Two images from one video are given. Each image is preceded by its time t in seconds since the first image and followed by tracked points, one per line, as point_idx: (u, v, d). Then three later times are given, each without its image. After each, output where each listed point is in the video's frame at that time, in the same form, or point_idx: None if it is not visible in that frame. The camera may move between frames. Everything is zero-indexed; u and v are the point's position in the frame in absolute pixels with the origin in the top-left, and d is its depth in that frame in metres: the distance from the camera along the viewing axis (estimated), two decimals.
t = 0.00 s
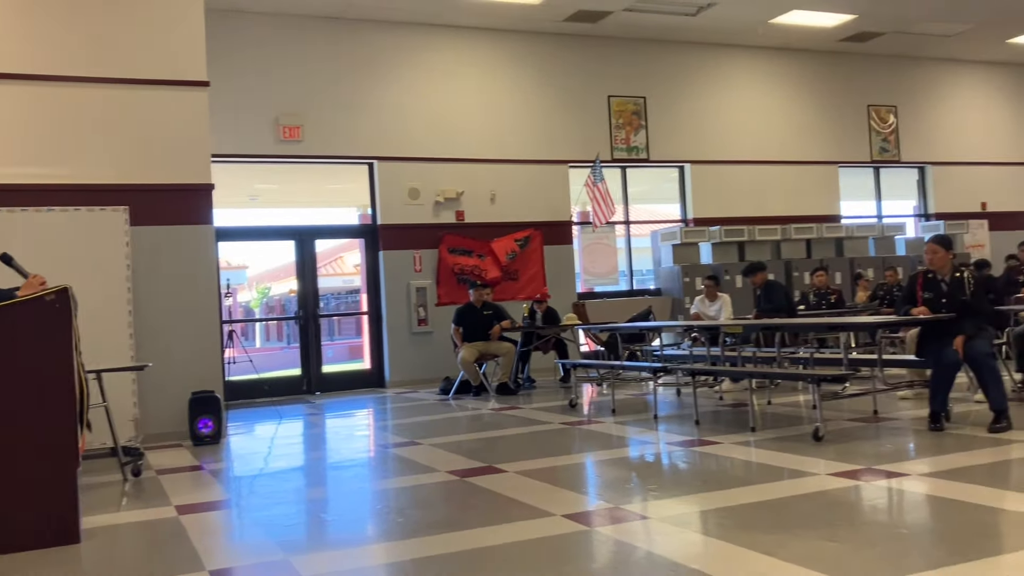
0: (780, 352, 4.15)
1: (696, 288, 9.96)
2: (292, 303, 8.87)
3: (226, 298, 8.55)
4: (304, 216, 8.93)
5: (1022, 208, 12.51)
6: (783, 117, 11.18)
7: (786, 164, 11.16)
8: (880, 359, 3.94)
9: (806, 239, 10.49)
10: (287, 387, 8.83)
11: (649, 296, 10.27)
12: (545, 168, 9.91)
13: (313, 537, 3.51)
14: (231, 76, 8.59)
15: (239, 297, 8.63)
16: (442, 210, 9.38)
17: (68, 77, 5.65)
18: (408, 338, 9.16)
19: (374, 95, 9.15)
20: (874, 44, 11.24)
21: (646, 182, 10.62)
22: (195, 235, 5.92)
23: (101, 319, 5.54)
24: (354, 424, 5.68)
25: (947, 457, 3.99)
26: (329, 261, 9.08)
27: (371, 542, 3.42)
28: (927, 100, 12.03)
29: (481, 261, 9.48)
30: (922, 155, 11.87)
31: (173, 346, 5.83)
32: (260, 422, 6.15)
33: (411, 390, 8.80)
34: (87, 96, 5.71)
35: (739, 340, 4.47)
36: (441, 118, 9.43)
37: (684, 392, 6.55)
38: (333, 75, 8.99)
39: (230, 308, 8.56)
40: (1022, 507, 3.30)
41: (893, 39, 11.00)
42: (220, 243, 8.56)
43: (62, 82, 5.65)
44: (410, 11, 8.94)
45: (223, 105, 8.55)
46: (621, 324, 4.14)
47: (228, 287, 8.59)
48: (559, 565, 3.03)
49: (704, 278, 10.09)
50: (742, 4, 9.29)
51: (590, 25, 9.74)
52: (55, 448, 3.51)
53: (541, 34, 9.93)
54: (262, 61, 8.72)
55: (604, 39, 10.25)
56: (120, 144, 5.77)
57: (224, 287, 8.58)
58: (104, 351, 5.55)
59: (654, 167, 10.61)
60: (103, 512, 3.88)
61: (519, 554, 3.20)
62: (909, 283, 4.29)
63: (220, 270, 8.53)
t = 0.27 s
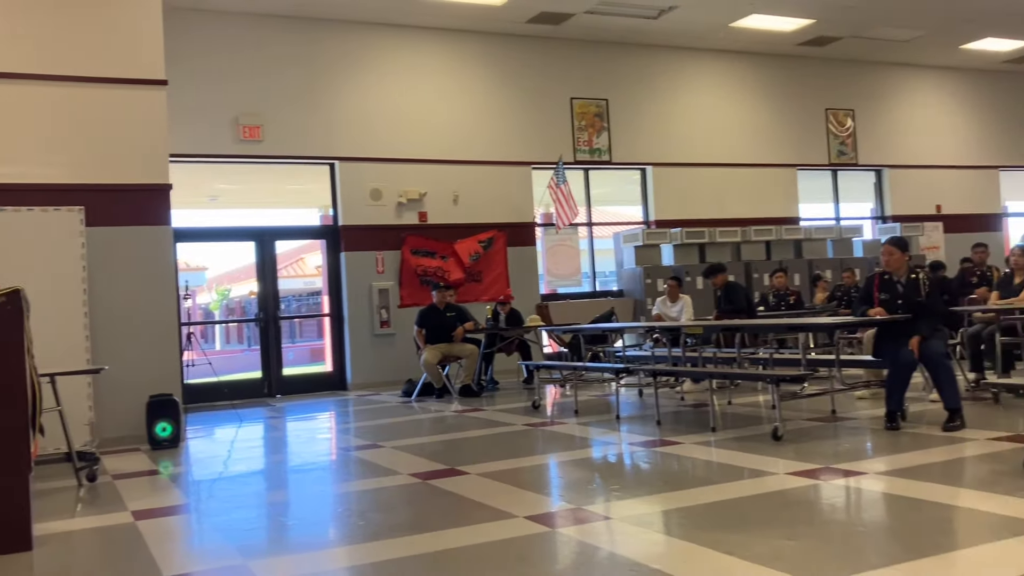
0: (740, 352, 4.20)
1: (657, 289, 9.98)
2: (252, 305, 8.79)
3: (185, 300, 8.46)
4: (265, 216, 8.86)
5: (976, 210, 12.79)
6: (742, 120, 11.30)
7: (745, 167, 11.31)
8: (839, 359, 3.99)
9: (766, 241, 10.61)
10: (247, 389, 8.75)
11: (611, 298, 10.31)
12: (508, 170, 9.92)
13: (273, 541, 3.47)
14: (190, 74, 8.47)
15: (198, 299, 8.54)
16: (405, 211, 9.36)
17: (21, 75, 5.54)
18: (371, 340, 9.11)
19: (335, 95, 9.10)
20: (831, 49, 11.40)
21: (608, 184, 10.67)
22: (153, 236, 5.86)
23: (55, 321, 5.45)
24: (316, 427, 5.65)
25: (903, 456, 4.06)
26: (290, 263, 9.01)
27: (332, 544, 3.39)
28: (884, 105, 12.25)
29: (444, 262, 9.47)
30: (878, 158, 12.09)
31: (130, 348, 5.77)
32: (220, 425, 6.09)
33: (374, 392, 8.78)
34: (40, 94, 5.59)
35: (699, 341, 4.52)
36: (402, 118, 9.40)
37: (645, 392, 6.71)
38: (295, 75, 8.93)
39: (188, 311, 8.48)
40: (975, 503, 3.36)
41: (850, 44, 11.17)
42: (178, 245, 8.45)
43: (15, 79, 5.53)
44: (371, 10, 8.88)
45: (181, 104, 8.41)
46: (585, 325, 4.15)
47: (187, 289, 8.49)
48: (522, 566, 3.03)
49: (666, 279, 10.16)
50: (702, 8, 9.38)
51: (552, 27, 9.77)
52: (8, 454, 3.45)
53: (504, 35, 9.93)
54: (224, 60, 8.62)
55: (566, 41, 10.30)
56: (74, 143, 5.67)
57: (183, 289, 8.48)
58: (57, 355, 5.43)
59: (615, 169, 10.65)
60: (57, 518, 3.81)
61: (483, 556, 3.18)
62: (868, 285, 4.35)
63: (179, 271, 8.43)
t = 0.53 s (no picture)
0: (707, 353, 4.22)
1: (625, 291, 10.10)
2: (218, 307, 8.69)
3: (149, 302, 8.34)
4: (230, 215, 8.78)
5: (936, 213, 13.02)
6: (709, 124, 11.42)
7: (711, 170, 11.42)
8: (803, 359, 4.03)
9: (730, 243, 10.77)
10: (211, 392, 8.66)
11: (580, 300, 10.38)
12: (476, 172, 9.94)
13: (238, 544, 3.44)
14: (156, 74, 8.38)
15: (163, 301, 8.42)
16: (372, 213, 9.34)
17: None
18: (338, 342, 9.07)
19: (301, 94, 9.05)
20: (796, 54, 11.54)
21: (576, 186, 10.70)
22: (117, 237, 5.80)
23: (14, 322, 5.29)
24: (282, 429, 5.62)
25: (866, 455, 4.12)
26: (256, 265, 8.94)
27: (298, 547, 3.37)
28: (848, 110, 12.43)
29: (411, 264, 9.45)
30: (841, 162, 12.27)
31: (93, 351, 5.70)
32: (185, 428, 6.04)
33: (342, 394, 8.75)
34: None
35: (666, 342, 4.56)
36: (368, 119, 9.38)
37: (612, 393, 6.79)
38: (264, 76, 8.88)
39: (152, 313, 8.34)
40: (935, 501, 3.42)
41: (813, 49, 11.30)
42: (142, 245, 8.34)
43: None
44: (338, 11, 8.85)
45: (147, 104, 8.34)
46: (553, 326, 4.15)
47: (151, 290, 8.38)
48: (490, 566, 3.03)
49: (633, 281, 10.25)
50: (668, 12, 9.44)
51: (519, 30, 9.79)
52: None
53: (471, 37, 9.94)
54: (190, 59, 8.54)
55: (536, 44, 10.32)
56: (35, 142, 5.58)
57: (147, 291, 8.36)
58: (16, 357, 5.30)
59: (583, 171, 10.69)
60: (17, 523, 3.75)
61: (453, 556, 3.17)
62: (831, 287, 4.41)
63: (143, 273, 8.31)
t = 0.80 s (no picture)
0: (673, 355, 4.26)
1: (592, 293, 10.11)
2: (183, 309, 8.61)
3: (113, 304, 8.25)
4: (196, 217, 8.70)
5: (899, 217, 13.23)
6: (676, 127, 11.50)
7: (679, 173, 11.52)
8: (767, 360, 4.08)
9: (697, 245, 10.89)
10: (177, 394, 8.57)
11: (548, 301, 10.44)
12: (444, 173, 9.94)
13: (203, 548, 3.41)
14: (119, 73, 8.28)
15: (127, 303, 8.33)
16: (339, 213, 9.29)
17: None
18: (305, 344, 9.03)
19: (269, 94, 8.99)
20: (761, 58, 11.66)
21: (544, 189, 10.75)
22: (79, 238, 5.72)
23: None
24: (248, 432, 5.58)
25: (829, 455, 4.17)
26: (222, 266, 8.86)
27: (263, 550, 3.34)
28: (813, 114, 12.58)
29: (379, 266, 9.44)
30: (806, 166, 12.41)
31: (53, 353, 5.61)
32: (148, 432, 5.97)
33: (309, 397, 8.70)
34: None
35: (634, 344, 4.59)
36: (334, 118, 9.32)
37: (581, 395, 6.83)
38: (231, 75, 8.80)
39: (115, 314, 8.25)
40: (896, 500, 3.48)
41: (779, 54, 11.43)
42: (105, 246, 8.25)
43: None
44: (304, 11, 8.80)
45: (110, 103, 8.24)
46: (521, 328, 4.15)
47: (114, 292, 8.29)
48: (457, 568, 3.03)
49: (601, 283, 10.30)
50: (636, 16, 9.50)
51: (487, 32, 9.80)
52: None
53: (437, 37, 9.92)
54: (155, 58, 8.44)
55: (505, 46, 10.32)
56: None
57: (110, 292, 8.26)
58: None
59: (551, 173, 10.74)
60: None
61: (421, 559, 3.16)
62: (795, 289, 4.47)
63: (106, 274, 8.21)
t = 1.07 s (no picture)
0: (648, 355, 4.27)
1: (569, 294, 10.15)
2: (156, 309, 8.54)
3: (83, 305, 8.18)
4: (169, 217, 8.62)
5: (871, 218, 13.38)
6: (651, 129, 11.55)
7: (655, 174, 11.57)
8: (742, 361, 4.09)
9: (672, 247, 10.94)
10: (148, 396, 8.48)
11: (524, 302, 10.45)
12: (420, 174, 9.91)
13: (175, 551, 3.37)
14: (90, 71, 8.17)
15: (98, 304, 8.25)
16: (314, 213, 9.25)
17: None
18: (279, 345, 8.98)
19: (243, 93, 8.91)
20: (735, 61, 11.73)
21: (521, 189, 10.76)
22: (47, 238, 5.64)
23: None
24: (221, 434, 5.54)
25: (802, 455, 4.21)
26: (195, 266, 8.79)
27: (237, 553, 3.32)
28: (787, 117, 12.67)
29: (354, 267, 9.41)
30: (779, 169, 12.50)
31: (21, 355, 5.54)
32: (120, 434, 5.91)
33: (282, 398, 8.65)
34: None
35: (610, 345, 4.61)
36: (305, 118, 9.25)
37: (556, 395, 6.85)
38: (205, 74, 8.73)
39: (85, 316, 8.18)
40: (868, 500, 3.51)
41: (754, 56, 11.50)
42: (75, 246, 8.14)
43: None
44: (277, 10, 8.75)
45: (79, 102, 8.11)
46: (497, 329, 4.14)
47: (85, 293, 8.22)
48: (431, 569, 3.02)
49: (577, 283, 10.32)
50: (612, 17, 9.52)
51: (464, 32, 9.79)
52: None
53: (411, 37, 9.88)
54: (126, 57, 8.35)
55: (481, 47, 10.31)
56: None
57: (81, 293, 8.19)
58: None
59: (528, 174, 10.76)
60: None
61: (396, 560, 3.15)
62: (769, 290, 4.50)
63: (77, 275, 8.14)
